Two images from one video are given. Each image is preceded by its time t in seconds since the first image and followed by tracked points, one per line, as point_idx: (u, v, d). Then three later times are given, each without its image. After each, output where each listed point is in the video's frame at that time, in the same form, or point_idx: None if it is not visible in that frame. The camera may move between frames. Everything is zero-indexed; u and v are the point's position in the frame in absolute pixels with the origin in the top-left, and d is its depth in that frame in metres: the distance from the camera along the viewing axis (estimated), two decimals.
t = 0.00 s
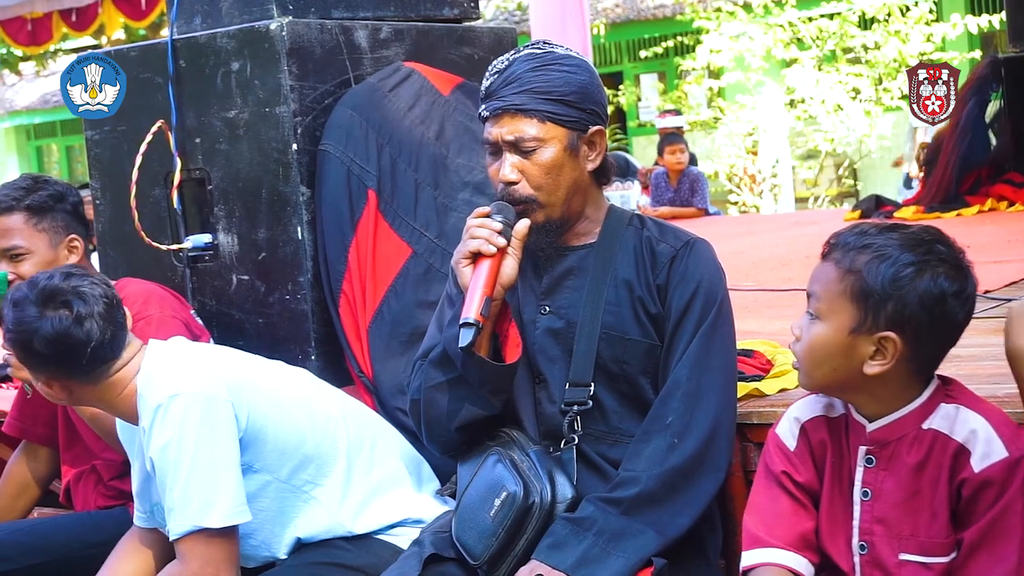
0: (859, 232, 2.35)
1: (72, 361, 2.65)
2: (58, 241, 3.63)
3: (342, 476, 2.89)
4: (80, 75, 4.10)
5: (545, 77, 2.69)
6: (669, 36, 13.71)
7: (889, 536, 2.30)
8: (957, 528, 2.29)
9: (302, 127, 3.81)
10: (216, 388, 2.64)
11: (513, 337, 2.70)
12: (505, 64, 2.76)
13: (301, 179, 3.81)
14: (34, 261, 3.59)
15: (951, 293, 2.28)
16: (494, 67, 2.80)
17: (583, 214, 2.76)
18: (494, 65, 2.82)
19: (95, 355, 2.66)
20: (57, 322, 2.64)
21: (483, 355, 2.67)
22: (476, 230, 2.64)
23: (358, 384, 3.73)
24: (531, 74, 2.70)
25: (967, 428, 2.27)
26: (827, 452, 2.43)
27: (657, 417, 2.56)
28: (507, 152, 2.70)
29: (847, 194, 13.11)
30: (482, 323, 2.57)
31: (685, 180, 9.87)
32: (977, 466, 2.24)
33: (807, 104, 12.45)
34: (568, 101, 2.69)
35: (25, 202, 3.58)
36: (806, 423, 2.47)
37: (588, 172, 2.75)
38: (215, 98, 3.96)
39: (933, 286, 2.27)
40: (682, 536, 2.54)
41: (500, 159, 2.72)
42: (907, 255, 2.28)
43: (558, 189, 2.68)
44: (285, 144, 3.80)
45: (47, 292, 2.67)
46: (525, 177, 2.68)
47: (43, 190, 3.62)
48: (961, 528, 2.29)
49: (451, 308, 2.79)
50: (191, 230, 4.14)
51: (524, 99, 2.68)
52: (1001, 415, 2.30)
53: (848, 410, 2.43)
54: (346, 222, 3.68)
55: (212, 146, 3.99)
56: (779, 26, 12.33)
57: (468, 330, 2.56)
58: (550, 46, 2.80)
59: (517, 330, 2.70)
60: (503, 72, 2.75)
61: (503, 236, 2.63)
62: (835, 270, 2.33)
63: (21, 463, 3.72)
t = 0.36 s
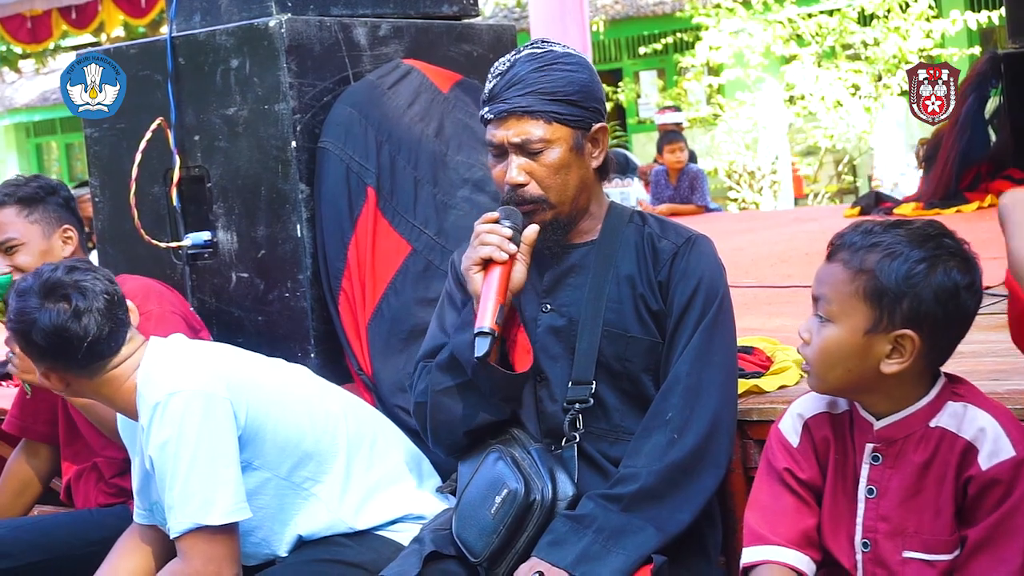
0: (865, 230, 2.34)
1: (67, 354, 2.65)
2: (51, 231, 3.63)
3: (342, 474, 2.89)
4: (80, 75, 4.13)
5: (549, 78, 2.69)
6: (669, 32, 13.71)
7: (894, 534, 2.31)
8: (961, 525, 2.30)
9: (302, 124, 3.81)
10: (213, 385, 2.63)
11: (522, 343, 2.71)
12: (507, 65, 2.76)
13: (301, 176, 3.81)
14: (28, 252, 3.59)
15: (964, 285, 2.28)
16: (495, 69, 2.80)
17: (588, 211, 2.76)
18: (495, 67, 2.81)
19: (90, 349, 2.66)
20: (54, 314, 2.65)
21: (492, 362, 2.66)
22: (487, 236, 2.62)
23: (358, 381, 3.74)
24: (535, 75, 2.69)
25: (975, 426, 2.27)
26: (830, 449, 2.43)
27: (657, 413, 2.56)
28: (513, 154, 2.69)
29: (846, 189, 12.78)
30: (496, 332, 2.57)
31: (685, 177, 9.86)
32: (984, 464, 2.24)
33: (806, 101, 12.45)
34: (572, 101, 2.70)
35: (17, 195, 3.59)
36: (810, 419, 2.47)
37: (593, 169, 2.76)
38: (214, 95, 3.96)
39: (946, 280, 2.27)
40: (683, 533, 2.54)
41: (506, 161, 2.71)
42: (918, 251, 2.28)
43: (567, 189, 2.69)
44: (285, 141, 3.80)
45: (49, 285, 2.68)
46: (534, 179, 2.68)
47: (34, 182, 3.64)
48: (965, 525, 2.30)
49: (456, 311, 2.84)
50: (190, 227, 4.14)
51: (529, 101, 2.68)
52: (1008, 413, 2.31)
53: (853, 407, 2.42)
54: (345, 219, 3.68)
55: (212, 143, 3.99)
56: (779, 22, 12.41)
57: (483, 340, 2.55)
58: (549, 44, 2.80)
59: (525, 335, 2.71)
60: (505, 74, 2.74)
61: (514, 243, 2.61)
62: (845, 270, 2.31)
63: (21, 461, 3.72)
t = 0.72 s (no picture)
0: (861, 229, 2.34)
1: (86, 331, 2.63)
2: (44, 222, 3.57)
3: (356, 456, 2.89)
4: (80, 75, 4.11)
5: (537, 77, 2.68)
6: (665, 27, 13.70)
7: (889, 531, 2.30)
8: (956, 522, 2.29)
9: (297, 120, 3.80)
10: (239, 375, 2.67)
11: (514, 338, 2.70)
12: (495, 65, 2.76)
13: (296, 171, 3.80)
14: (20, 243, 3.54)
15: (959, 287, 2.28)
16: (483, 68, 2.80)
17: (584, 207, 2.75)
18: (483, 67, 2.81)
19: (109, 327, 2.64)
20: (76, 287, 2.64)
21: (484, 357, 2.66)
22: (481, 231, 2.63)
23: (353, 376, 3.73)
24: (522, 74, 2.69)
25: (970, 422, 2.27)
26: (825, 445, 2.43)
27: (657, 413, 2.55)
28: (505, 154, 2.68)
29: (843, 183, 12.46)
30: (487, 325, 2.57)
31: (682, 172, 9.85)
32: (979, 461, 2.24)
33: (803, 96, 12.45)
34: (561, 98, 2.68)
35: (10, 186, 3.57)
36: (804, 416, 2.47)
37: (586, 166, 2.74)
38: (210, 90, 3.95)
39: (941, 282, 2.26)
40: (679, 529, 2.54)
41: (497, 161, 2.70)
42: (914, 253, 2.27)
43: (558, 186, 2.67)
44: (280, 136, 3.79)
45: (70, 260, 2.68)
46: (525, 178, 2.66)
47: (29, 173, 3.61)
48: (960, 522, 2.29)
49: (452, 306, 2.84)
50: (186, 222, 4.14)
51: (517, 100, 2.66)
52: (1003, 410, 2.31)
53: (847, 405, 2.42)
54: (341, 214, 3.66)
55: (207, 138, 3.98)
56: (775, 17, 12.36)
57: (475, 332, 2.55)
58: (538, 41, 2.79)
59: (518, 331, 2.70)
60: (493, 74, 2.74)
61: (507, 238, 2.62)
62: (839, 271, 2.30)
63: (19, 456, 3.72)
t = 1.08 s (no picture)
0: (842, 234, 2.34)
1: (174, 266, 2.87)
2: (48, 213, 3.50)
3: (391, 422, 2.96)
4: (80, 75, 4.13)
5: (530, 72, 2.68)
6: (663, 23, 13.71)
7: (882, 532, 2.31)
8: (949, 520, 2.29)
9: (295, 117, 3.80)
10: (300, 319, 2.82)
11: (511, 336, 2.73)
12: (488, 61, 2.75)
13: (293, 169, 3.80)
14: (22, 230, 3.45)
15: (944, 290, 2.28)
16: (476, 65, 2.79)
17: (578, 205, 2.77)
18: (476, 63, 2.81)
19: (195, 266, 2.91)
20: (171, 222, 2.92)
21: (480, 354, 2.68)
22: (475, 229, 2.62)
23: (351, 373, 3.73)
24: (516, 69, 2.69)
25: (961, 421, 2.27)
26: (818, 445, 2.43)
27: (651, 406, 2.56)
28: (499, 149, 2.69)
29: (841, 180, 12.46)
30: (483, 322, 2.57)
31: (680, 169, 9.88)
32: (970, 460, 2.24)
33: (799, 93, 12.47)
34: (554, 94, 2.69)
35: (18, 174, 3.52)
36: (796, 415, 2.47)
37: (580, 162, 2.74)
38: (206, 87, 3.95)
39: (925, 286, 2.27)
40: (675, 526, 2.55)
41: (491, 157, 2.71)
42: (897, 257, 2.27)
43: (552, 181, 2.68)
44: (277, 133, 3.79)
45: (154, 200, 2.94)
46: (519, 174, 2.67)
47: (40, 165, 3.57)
48: (954, 520, 2.29)
49: (447, 303, 2.84)
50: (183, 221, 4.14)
51: (510, 96, 2.67)
52: (994, 408, 2.31)
53: (838, 406, 2.42)
54: (338, 211, 3.68)
55: (204, 135, 3.98)
56: (772, 14, 12.45)
57: (470, 330, 2.56)
58: (531, 37, 2.79)
59: (513, 328, 2.74)
60: (487, 70, 2.74)
61: (502, 235, 2.62)
62: (823, 278, 2.30)
63: (16, 452, 3.71)
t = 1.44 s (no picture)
0: (827, 237, 2.34)
1: (222, 233, 3.07)
2: (59, 220, 3.48)
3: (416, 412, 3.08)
4: (80, 75, 4.15)
5: (545, 78, 2.67)
6: (660, 24, 13.71)
7: (877, 536, 2.31)
8: (944, 522, 2.29)
9: (292, 118, 3.80)
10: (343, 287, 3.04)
11: (514, 342, 2.68)
12: (504, 62, 2.73)
13: (291, 170, 3.79)
14: (29, 232, 3.44)
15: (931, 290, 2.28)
16: (492, 65, 2.76)
17: (584, 206, 2.76)
18: (488, 66, 2.78)
19: (238, 236, 3.13)
20: (223, 188, 3.15)
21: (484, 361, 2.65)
22: (486, 235, 2.61)
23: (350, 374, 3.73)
24: (531, 73, 2.67)
25: (951, 424, 2.27)
26: (811, 449, 2.43)
27: (652, 411, 2.55)
28: (510, 153, 2.67)
29: (835, 182, 12.85)
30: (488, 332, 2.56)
31: (678, 170, 9.88)
32: (962, 463, 2.23)
33: (797, 93, 12.48)
34: (569, 99, 2.67)
35: (39, 173, 3.51)
36: (789, 419, 2.47)
37: (589, 165, 2.75)
38: (204, 88, 3.95)
39: (913, 287, 2.27)
40: (675, 527, 2.54)
41: (501, 159, 2.69)
42: (884, 259, 2.27)
43: (564, 185, 2.67)
44: (275, 135, 3.79)
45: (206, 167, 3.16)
46: (530, 177, 2.66)
47: (63, 170, 3.55)
48: (949, 523, 2.29)
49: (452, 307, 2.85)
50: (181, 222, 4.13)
51: (525, 100, 2.65)
52: (986, 407, 2.30)
53: (829, 410, 2.42)
54: (338, 212, 3.68)
55: (202, 137, 3.98)
56: (769, 15, 12.52)
57: (476, 340, 2.55)
58: (545, 39, 2.77)
59: (516, 335, 2.69)
60: (500, 73, 2.71)
61: (512, 244, 2.59)
62: (809, 284, 2.30)
63: (14, 453, 3.71)
